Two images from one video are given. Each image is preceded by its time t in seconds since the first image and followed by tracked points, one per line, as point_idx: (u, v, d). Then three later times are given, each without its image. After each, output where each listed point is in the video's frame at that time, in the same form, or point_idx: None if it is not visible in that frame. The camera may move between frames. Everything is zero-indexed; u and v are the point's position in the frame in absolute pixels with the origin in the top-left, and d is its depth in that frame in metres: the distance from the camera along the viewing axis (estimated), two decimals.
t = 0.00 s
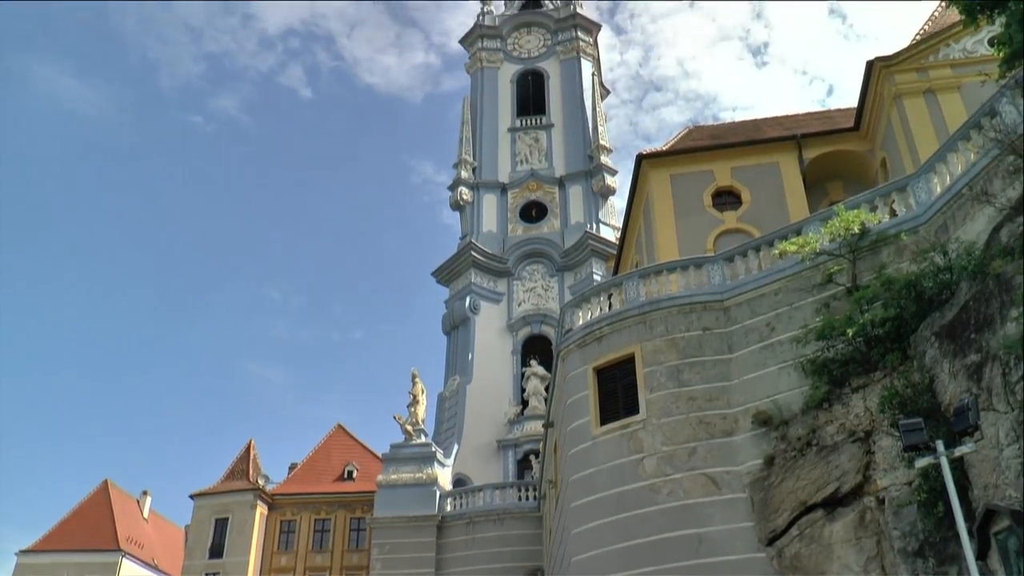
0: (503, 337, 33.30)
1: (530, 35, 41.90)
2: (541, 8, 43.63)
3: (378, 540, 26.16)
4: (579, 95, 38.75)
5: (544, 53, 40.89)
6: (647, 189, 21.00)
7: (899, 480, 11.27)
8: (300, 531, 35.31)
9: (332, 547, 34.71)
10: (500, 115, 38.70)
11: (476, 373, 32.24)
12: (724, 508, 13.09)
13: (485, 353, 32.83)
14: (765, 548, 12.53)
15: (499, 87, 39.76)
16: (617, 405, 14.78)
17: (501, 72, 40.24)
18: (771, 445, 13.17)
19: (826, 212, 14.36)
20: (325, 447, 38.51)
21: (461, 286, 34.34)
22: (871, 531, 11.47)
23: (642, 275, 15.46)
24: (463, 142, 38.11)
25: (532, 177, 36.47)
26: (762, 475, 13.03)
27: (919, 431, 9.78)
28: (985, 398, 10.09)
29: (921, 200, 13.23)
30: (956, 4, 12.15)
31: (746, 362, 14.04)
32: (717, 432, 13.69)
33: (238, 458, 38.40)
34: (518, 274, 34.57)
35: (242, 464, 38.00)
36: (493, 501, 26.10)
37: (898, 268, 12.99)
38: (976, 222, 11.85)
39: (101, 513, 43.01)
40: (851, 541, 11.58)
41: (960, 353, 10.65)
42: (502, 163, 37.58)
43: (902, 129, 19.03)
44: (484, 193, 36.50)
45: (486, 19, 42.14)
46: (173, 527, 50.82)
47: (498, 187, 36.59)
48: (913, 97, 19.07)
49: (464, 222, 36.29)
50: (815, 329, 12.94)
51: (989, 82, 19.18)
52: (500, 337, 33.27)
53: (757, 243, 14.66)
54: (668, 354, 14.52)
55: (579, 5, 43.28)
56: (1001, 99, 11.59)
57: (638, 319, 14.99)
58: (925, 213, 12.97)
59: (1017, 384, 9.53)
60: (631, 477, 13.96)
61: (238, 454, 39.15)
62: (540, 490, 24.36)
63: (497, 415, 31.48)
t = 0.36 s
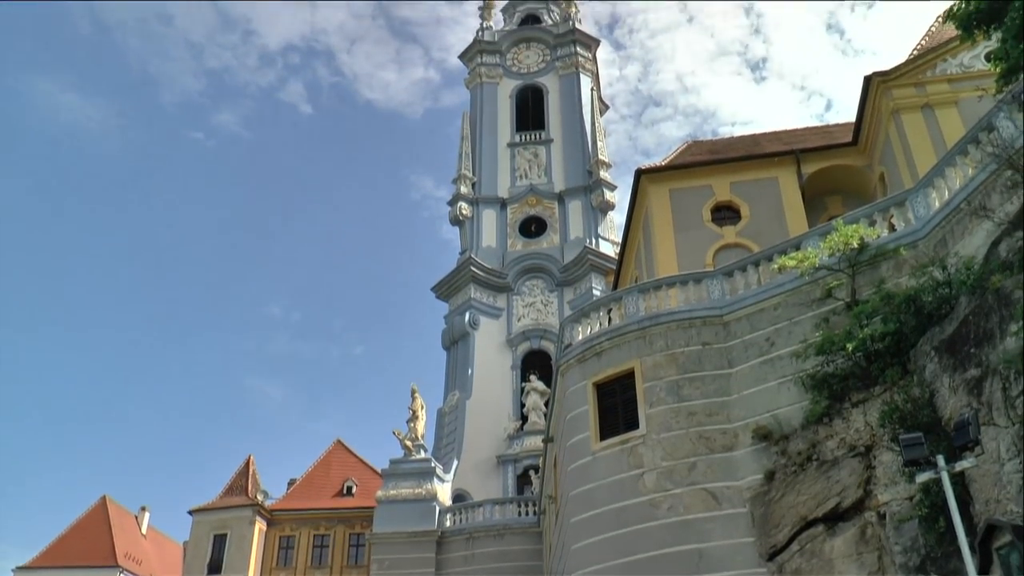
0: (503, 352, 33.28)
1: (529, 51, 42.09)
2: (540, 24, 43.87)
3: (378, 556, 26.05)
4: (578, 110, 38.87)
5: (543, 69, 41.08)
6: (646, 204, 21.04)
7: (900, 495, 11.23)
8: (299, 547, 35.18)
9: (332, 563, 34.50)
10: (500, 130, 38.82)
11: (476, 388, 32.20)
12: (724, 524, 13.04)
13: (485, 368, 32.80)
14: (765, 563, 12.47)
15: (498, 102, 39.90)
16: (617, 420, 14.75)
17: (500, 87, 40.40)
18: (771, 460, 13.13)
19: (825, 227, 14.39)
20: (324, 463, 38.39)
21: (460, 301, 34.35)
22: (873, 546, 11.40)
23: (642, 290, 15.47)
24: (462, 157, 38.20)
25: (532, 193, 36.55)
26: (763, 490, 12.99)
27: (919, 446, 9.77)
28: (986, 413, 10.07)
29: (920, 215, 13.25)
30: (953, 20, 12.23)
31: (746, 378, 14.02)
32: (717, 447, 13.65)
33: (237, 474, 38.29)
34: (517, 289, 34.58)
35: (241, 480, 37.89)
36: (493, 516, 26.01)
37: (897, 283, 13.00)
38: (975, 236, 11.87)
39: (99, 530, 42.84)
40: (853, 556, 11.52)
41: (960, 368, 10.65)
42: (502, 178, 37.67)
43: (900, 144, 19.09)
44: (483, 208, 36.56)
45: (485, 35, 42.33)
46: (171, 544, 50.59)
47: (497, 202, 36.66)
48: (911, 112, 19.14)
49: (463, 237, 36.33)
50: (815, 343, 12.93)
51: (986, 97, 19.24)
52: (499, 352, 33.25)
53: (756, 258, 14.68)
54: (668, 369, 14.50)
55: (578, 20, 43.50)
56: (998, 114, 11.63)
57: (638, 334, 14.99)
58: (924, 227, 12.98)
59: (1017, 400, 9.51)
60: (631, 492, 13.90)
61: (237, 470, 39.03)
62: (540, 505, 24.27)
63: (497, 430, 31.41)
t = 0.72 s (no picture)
0: (502, 368, 33.24)
1: (529, 67, 42.29)
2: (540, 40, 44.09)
3: (377, 572, 25.92)
4: (577, 125, 39.00)
5: (542, 84, 41.26)
6: (645, 220, 21.09)
7: (901, 510, 11.19)
8: (298, 563, 35.01)
9: None
10: (499, 146, 38.95)
11: (476, 404, 32.14)
12: (725, 540, 12.99)
13: (485, 384, 32.76)
14: None
15: (498, 117, 40.05)
16: (617, 436, 14.72)
17: (499, 103, 40.55)
18: (772, 476, 13.09)
19: (824, 242, 14.41)
20: (323, 479, 38.27)
21: (460, 316, 34.34)
22: (874, 562, 11.33)
23: (641, 306, 15.47)
24: (462, 173, 38.30)
25: (531, 208, 36.61)
26: (763, 506, 12.96)
27: (920, 461, 9.76)
28: (987, 428, 10.06)
29: (919, 230, 13.27)
30: (949, 37, 12.32)
31: (745, 394, 14.01)
32: (717, 462, 13.61)
33: (236, 490, 38.19)
34: (517, 304, 34.58)
35: (239, 497, 37.77)
36: (492, 532, 25.91)
37: (897, 298, 13.01)
38: (974, 252, 11.89)
39: (97, 547, 42.64)
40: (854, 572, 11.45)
41: (961, 383, 10.64)
42: (502, 194, 37.75)
43: (899, 159, 19.16)
44: (483, 224, 36.61)
45: (485, 51, 42.54)
46: (170, 561, 50.34)
47: (497, 218, 36.72)
48: (909, 128, 19.22)
49: (463, 253, 36.37)
50: (815, 359, 12.92)
51: (984, 113, 19.30)
52: (499, 367, 33.22)
53: (755, 273, 14.71)
54: (668, 386, 14.48)
55: (577, 37, 43.74)
56: (996, 130, 11.68)
57: (638, 350, 14.97)
58: (923, 243, 13.01)
59: (1018, 415, 9.50)
60: (631, 508, 13.84)
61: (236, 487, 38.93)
62: (540, 521, 24.16)
63: (497, 446, 31.32)
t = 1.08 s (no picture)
0: (502, 383, 33.20)
1: (528, 82, 42.47)
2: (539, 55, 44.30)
3: None
4: (577, 140, 39.13)
5: (542, 100, 41.42)
6: (645, 235, 21.13)
7: (903, 526, 11.14)
8: None
9: None
10: (499, 161, 39.05)
11: (476, 419, 32.07)
12: (725, 555, 12.93)
13: (485, 399, 32.70)
14: None
15: (497, 133, 40.18)
16: (617, 451, 14.67)
17: (499, 118, 40.69)
18: (773, 491, 13.05)
19: (824, 257, 14.43)
20: (323, 494, 38.10)
21: (460, 331, 34.33)
22: None
23: (641, 321, 15.47)
24: (462, 188, 38.39)
25: (531, 223, 36.67)
26: (764, 521, 12.91)
27: (921, 476, 9.74)
28: (988, 443, 10.04)
29: (919, 244, 13.29)
30: (947, 52, 12.38)
31: (746, 408, 13.98)
32: (717, 477, 13.57)
33: (235, 506, 38.05)
34: (516, 319, 34.58)
35: (239, 512, 37.64)
36: (492, 547, 25.78)
37: (897, 312, 13.02)
38: (973, 266, 11.91)
39: (95, 563, 42.40)
40: None
41: (962, 398, 10.62)
42: (502, 209, 37.82)
43: (898, 174, 19.20)
44: (482, 239, 36.66)
45: (485, 66, 42.72)
46: None
47: (497, 233, 36.77)
48: (908, 142, 19.29)
49: (463, 268, 36.39)
50: (815, 374, 12.92)
51: (982, 127, 19.36)
52: (499, 383, 33.19)
53: (755, 288, 14.72)
54: (668, 401, 14.45)
55: (577, 52, 43.95)
56: (994, 145, 11.72)
57: (638, 365, 14.95)
58: (923, 258, 13.03)
59: (1019, 430, 9.49)
60: (631, 523, 13.78)
61: (235, 502, 38.79)
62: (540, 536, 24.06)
63: (497, 461, 31.24)
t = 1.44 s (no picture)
0: (502, 396, 33.16)
1: (528, 95, 42.62)
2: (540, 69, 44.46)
3: None
4: (577, 154, 39.22)
5: (542, 113, 41.55)
6: (645, 249, 21.15)
7: (904, 539, 11.10)
8: None
9: None
10: (499, 175, 39.13)
11: (476, 432, 31.99)
12: (726, 569, 12.87)
13: (485, 412, 32.64)
14: None
15: (498, 146, 40.28)
16: (617, 465, 14.62)
17: (499, 131, 40.80)
18: (774, 504, 13.01)
19: (824, 270, 14.45)
20: (322, 508, 37.96)
21: (460, 344, 34.31)
22: None
23: (641, 334, 15.46)
24: (462, 202, 38.43)
25: (531, 236, 36.71)
26: (765, 534, 12.86)
27: (923, 489, 9.72)
28: (990, 457, 10.02)
29: (918, 258, 13.29)
30: (946, 66, 12.43)
31: (746, 422, 13.96)
32: (718, 491, 13.53)
33: (234, 520, 37.92)
34: (517, 333, 34.57)
35: (238, 526, 37.51)
36: (492, 561, 25.62)
37: (897, 326, 13.01)
38: (973, 279, 11.92)
39: None
40: None
41: (962, 412, 10.61)
42: (501, 222, 37.87)
43: (897, 187, 19.24)
44: (483, 252, 36.69)
45: (485, 80, 42.86)
46: None
47: (497, 246, 36.80)
48: (907, 156, 19.34)
49: (463, 281, 36.39)
50: (815, 387, 12.90)
51: (981, 141, 19.41)
52: (499, 396, 33.15)
53: (755, 301, 14.73)
54: (668, 414, 14.43)
55: (576, 65, 44.11)
56: (993, 159, 11.74)
57: (638, 378, 14.94)
58: (923, 271, 13.04)
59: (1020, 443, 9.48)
60: (631, 536, 13.72)
61: (235, 516, 38.66)
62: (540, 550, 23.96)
63: (497, 475, 31.16)
